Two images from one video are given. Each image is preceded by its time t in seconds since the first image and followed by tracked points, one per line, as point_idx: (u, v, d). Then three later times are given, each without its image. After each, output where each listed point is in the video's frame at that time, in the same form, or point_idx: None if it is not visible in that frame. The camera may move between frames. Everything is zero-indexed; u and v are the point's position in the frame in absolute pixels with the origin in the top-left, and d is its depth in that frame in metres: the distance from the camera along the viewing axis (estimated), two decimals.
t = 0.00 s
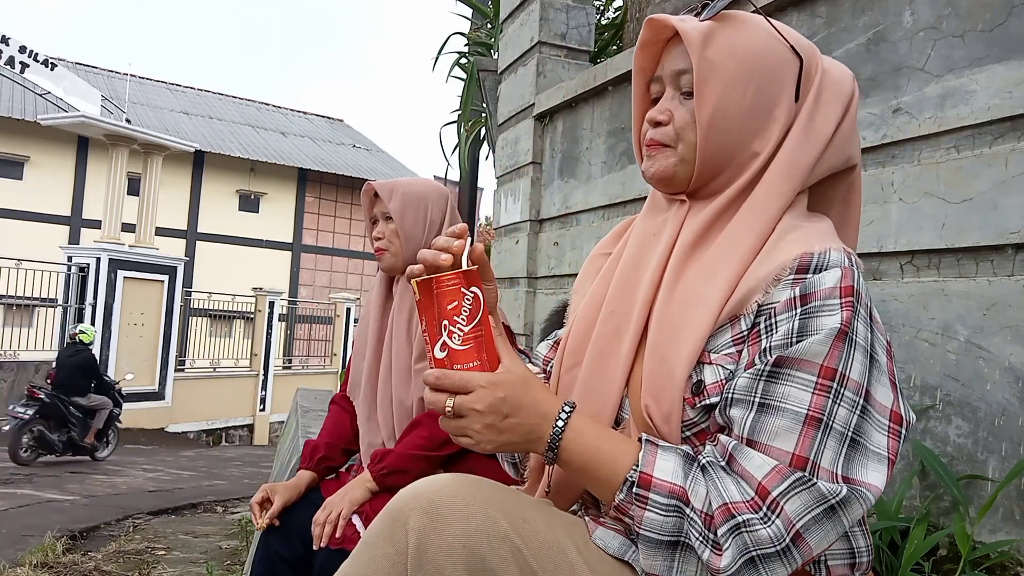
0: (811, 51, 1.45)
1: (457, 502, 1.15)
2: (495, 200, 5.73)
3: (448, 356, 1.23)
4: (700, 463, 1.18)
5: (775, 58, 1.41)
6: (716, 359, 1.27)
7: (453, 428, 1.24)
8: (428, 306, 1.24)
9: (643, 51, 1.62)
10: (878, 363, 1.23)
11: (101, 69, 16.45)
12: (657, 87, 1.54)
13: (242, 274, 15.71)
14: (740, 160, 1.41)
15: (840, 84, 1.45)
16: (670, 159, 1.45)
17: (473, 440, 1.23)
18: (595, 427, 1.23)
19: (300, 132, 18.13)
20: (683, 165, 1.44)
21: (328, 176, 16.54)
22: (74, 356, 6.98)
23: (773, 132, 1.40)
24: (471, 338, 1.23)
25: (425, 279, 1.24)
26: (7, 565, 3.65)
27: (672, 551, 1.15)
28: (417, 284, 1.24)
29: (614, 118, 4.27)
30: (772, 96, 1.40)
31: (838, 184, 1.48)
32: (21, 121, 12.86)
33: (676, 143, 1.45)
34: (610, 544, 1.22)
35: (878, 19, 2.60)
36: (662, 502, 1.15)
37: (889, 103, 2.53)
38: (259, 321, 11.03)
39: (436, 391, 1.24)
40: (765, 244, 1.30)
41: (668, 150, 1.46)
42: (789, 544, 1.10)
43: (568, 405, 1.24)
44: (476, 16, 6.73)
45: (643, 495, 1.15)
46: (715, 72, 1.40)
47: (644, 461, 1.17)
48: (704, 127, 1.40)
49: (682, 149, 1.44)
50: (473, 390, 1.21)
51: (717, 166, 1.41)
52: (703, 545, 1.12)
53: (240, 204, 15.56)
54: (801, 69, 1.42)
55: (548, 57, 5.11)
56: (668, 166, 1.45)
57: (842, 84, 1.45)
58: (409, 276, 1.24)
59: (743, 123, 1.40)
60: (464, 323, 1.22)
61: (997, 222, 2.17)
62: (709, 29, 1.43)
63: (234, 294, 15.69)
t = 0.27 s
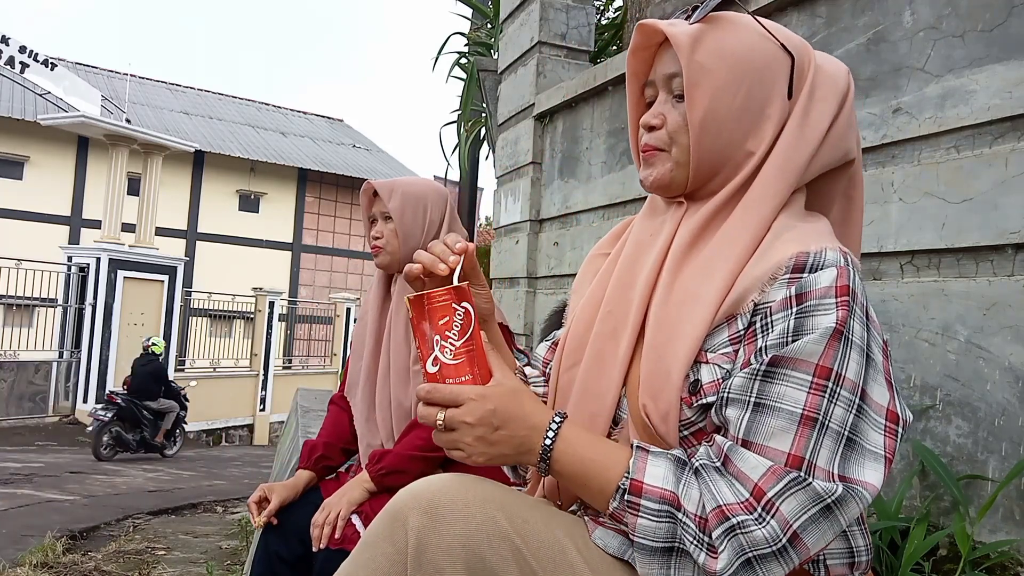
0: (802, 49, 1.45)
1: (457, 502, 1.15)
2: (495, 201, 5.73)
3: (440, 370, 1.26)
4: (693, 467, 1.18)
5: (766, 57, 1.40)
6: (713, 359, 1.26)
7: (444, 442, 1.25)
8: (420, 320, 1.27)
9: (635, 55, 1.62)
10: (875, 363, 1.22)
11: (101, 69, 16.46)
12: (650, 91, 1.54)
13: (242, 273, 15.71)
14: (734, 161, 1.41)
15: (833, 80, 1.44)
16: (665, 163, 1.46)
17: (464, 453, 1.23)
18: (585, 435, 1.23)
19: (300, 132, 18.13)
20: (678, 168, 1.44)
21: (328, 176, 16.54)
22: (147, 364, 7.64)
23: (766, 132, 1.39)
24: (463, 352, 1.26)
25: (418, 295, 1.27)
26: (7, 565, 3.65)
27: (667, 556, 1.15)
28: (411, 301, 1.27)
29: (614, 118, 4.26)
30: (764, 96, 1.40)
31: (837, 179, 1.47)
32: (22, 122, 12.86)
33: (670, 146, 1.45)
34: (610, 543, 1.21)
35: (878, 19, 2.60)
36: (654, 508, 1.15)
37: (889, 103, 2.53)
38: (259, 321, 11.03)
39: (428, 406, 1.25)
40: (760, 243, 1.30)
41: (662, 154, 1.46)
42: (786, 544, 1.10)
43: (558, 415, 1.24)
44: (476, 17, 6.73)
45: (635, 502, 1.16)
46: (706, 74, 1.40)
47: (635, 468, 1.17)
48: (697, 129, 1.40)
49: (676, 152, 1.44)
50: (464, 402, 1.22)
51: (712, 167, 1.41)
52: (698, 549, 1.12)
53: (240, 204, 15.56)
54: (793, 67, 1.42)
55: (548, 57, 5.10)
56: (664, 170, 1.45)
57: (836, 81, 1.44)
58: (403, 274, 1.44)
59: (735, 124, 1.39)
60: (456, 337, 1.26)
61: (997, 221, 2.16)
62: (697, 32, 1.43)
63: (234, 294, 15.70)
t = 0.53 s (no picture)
0: (792, 43, 1.42)
1: (457, 502, 1.15)
2: (495, 201, 5.73)
3: (432, 390, 1.29)
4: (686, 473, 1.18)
5: (750, 57, 1.39)
6: (711, 358, 1.26)
7: (438, 459, 1.27)
8: (412, 340, 1.31)
9: (627, 63, 1.63)
10: (872, 363, 1.21)
11: (101, 69, 16.45)
12: (642, 97, 1.54)
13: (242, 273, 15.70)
14: (724, 161, 1.40)
15: (824, 72, 1.41)
16: (657, 168, 1.46)
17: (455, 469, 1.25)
18: (576, 448, 1.24)
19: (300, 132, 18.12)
20: (668, 172, 1.44)
21: (328, 176, 16.54)
22: (209, 371, 8.54)
23: (755, 130, 1.38)
24: (454, 369, 1.29)
25: (411, 316, 1.32)
26: (7, 565, 3.65)
27: (664, 563, 1.15)
28: (403, 321, 1.32)
29: (614, 118, 4.26)
30: (750, 95, 1.39)
31: (839, 171, 1.44)
32: (21, 121, 12.86)
33: (661, 151, 1.46)
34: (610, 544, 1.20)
35: (878, 19, 2.60)
36: (647, 516, 1.15)
37: (889, 103, 2.53)
38: (259, 321, 11.03)
39: (421, 423, 1.29)
40: (759, 242, 1.30)
41: (654, 159, 1.47)
42: (784, 544, 1.10)
43: (548, 430, 1.25)
44: (476, 16, 6.72)
45: (628, 511, 1.16)
46: (689, 79, 1.40)
47: (626, 477, 1.18)
48: (683, 134, 1.40)
49: (667, 153, 1.45)
50: (454, 419, 1.25)
51: (702, 169, 1.41)
52: (694, 554, 1.12)
53: (240, 204, 15.56)
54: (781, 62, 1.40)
55: (548, 57, 5.10)
56: (656, 175, 1.46)
57: (829, 73, 1.41)
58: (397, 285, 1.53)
59: (723, 125, 1.39)
60: (446, 355, 1.29)
61: (997, 221, 2.16)
62: (680, 38, 1.43)
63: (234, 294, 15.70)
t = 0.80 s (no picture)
0: (720, 35, 1.39)
1: (458, 502, 1.15)
2: (495, 201, 5.74)
3: (429, 391, 1.30)
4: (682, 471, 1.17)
5: (675, 66, 1.38)
6: (711, 356, 1.24)
7: (435, 459, 1.27)
8: (413, 341, 1.31)
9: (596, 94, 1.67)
10: (874, 362, 1.19)
11: (101, 69, 16.45)
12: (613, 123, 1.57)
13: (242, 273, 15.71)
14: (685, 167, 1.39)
15: (762, 46, 1.34)
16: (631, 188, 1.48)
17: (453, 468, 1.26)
18: (573, 447, 1.24)
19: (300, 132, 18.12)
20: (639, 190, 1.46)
21: (328, 176, 16.54)
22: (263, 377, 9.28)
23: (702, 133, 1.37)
24: (452, 373, 1.30)
25: (413, 317, 1.32)
26: (7, 565, 3.65)
27: (662, 561, 1.15)
28: (404, 322, 1.32)
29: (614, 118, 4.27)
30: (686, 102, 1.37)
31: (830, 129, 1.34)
32: (22, 122, 12.86)
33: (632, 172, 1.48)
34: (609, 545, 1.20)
35: (878, 19, 2.60)
36: (643, 514, 1.15)
37: (889, 103, 2.53)
38: (259, 321, 11.03)
39: (418, 424, 1.30)
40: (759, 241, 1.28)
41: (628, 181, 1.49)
42: (781, 544, 1.09)
43: (544, 431, 1.26)
44: (476, 16, 6.72)
45: (624, 510, 1.16)
46: (622, 106, 1.41)
47: (622, 475, 1.18)
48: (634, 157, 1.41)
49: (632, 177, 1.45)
50: (451, 420, 1.26)
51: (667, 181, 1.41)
52: (689, 551, 1.11)
53: (240, 204, 15.56)
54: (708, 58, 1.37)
55: (548, 57, 5.10)
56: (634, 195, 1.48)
57: (770, 45, 1.34)
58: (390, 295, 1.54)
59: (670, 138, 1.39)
60: (446, 358, 1.30)
61: (997, 221, 2.16)
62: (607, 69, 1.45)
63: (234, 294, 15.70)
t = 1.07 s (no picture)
0: (691, 42, 1.39)
1: (457, 502, 1.15)
2: (495, 201, 5.74)
3: (423, 393, 1.30)
4: (667, 467, 1.18)
5: (650, 76, 1.38)
6: (700, 354, 1.24)
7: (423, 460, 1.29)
8: (412, 343, 1.29)
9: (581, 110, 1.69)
10: (863, 357, 1.17)
11: (101, 69, 16.45)
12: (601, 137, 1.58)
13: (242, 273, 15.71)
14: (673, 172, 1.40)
15: (733, 46, 1.34)
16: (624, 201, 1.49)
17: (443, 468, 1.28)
18: (558, 450, 1.25)
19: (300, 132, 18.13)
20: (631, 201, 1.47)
21: (328, 176, 16.54)
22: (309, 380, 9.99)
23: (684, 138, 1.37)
24: (447, 380, 1.30)
25: (415, 319, 1.29)
26: (7, 565, 3.65)
27: (653, 556, 1.15)
28: (407, 323, 1.28)
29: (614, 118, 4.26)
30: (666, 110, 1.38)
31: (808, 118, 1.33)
32: (22, 122, 12.86)
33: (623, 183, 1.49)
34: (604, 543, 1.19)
35: (877, 20, 2.60)
36: (629, 509, 1.15)
37: (888, 103, 2.53)
38: (259, 321, 11.03)
39: (408, 424, 1.31)
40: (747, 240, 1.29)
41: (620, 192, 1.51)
42: (763, 537, 1.08)
43: (531, 432, 1.28)
44: (476, 17, 6.72)
45: (610, 507, 1.16)
46: (606, 120, 1.43)
47: (607, 473, 1.19)
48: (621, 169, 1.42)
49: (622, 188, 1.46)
50: (442, 424, 1.28)
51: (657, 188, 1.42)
52: (674, 544, 1.11)
53: (240, 204, 15.56)
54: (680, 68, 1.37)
55: (548, 57, 5.10)
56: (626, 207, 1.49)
57: (737, 47, 1.33)
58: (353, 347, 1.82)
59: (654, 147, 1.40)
60: (443, 366, 1.30)
61: (997, 221, 2.16)
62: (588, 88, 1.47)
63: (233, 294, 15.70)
